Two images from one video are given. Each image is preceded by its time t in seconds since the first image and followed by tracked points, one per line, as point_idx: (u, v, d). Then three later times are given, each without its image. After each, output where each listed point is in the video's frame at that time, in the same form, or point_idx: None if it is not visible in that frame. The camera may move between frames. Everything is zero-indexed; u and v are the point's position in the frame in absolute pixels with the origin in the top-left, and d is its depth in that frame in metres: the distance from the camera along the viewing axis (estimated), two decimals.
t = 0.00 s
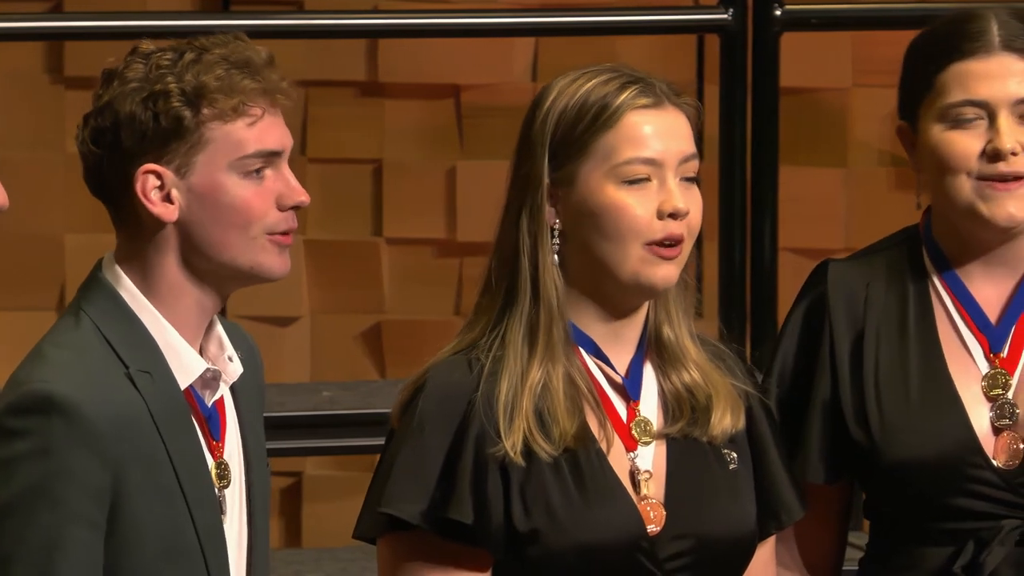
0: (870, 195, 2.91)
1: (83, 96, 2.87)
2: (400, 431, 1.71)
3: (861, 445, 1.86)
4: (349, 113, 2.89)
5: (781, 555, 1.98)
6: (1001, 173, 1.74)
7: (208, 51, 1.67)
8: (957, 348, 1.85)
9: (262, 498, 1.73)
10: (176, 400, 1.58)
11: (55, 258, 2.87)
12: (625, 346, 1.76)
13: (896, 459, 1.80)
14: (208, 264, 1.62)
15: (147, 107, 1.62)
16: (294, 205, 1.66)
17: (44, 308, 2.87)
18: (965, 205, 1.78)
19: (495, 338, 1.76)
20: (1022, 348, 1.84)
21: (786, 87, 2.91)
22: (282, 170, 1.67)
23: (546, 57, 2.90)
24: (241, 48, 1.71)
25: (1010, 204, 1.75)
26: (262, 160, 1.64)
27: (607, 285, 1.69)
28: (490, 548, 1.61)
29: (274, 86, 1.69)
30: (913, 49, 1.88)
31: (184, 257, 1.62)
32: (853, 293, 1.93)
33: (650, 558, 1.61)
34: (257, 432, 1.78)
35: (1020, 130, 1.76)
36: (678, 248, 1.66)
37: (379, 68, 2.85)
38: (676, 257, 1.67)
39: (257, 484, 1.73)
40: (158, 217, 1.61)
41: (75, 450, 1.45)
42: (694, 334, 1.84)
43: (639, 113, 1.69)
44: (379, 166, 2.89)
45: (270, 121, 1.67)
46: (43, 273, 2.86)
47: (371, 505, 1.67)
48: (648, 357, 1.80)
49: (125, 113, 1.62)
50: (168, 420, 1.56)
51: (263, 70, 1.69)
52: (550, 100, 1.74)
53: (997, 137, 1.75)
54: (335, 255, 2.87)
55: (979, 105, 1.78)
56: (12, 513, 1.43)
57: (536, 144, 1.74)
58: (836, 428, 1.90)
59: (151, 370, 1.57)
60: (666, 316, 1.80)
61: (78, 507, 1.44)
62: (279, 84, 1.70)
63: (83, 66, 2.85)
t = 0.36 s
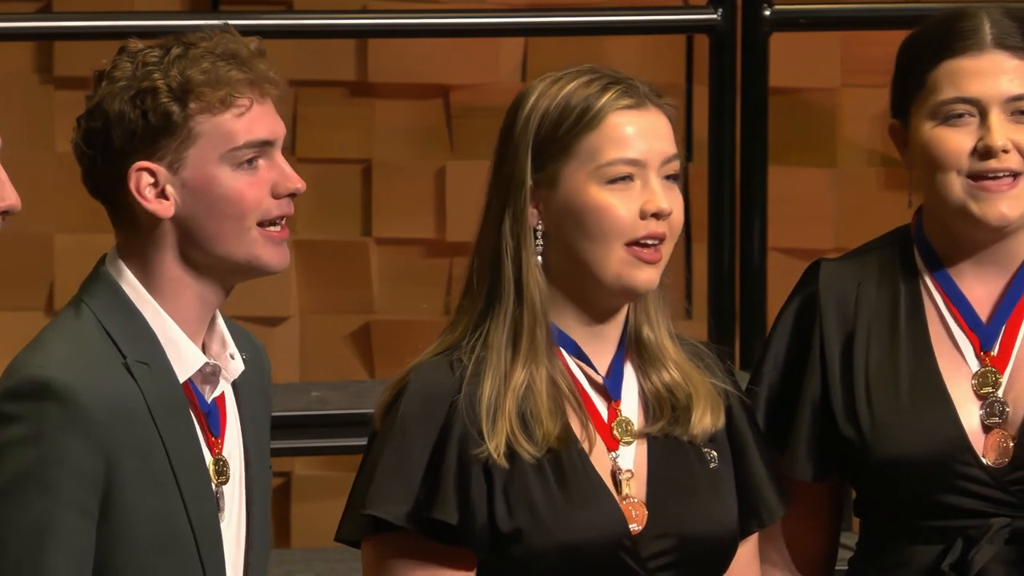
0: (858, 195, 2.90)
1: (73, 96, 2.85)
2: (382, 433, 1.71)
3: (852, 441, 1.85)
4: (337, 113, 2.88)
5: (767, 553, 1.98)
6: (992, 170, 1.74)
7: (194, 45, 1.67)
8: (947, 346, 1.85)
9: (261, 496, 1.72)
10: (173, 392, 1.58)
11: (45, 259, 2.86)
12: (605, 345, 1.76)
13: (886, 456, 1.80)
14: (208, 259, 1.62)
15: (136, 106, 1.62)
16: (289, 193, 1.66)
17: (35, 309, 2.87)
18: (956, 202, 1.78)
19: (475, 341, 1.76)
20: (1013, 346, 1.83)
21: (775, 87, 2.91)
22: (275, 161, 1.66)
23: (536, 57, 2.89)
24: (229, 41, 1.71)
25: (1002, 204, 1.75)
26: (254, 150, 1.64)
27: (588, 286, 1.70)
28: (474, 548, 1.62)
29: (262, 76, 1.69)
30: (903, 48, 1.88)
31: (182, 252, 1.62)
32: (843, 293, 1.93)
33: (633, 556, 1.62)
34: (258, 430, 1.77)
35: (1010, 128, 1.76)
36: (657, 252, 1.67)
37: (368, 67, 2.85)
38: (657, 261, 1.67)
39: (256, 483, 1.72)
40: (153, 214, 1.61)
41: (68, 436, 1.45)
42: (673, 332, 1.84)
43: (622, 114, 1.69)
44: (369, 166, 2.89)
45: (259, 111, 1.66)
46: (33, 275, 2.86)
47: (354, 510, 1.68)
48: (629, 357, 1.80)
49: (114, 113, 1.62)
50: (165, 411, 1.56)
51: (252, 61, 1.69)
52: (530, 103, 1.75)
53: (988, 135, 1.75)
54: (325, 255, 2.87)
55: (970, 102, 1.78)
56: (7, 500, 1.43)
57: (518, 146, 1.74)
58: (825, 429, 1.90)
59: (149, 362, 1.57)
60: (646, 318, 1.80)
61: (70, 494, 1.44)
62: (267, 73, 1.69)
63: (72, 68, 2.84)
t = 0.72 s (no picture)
0: (847, 195, 2.91)
1: (62, 97, 2.83)
2: (367, 436, 1.71)
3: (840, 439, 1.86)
4: (324, 112, 2.88)
5: (753, 553, 1.98)
6: (985, 171, 1.74)
7: (203, 41, 1.67)
8: (938, 347, 1.85)
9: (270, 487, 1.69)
10: (173, 382, 1.58)
11: (36, 259, 2.85)
12: (591, 343, 1.76)
13: (875, 455, 1.81)
14: (209, 254, 1.62)
15: (140, 99, 1.63)
16: (290, 191, 1.65)
17: (25, 309, 2.86)
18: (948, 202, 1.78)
19: (461, 343, 1.76)
20: (1004, 348, 1.83)
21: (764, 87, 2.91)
22: (277, 159, 1.66)
23: (525, 57, 2.89)
24: (240, 39, 1.71)
25: (995, 202, 1.75)
26: (255, 147, 1.64)
27: (567, 285, 1.70)
28: (461, 549, 1.62)
29: (269, 75, 1.68)
30: (898, 49, 1.89)
31: (183, 247, 1.62)
32: (835, 293, 1.93)
33: (620, 556, 1.62)
34: (268, 429, 1.74)
35: (1002, 128, 1.76)
36: (635, 251, 1.66)
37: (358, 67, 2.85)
38: (635, 260, 1.66)
39: (266, 479, 1.69)
40: (153, 207, 1.62)
41: (60, 424, 1.45)
42: (661, 333, 1.84)
43: (595, 114, 1.69)
44: (358, 166, 2.88)
45: (261, 109, 1.65)
46: (23, 274, 2.84)
47: (341, 510, 1.67)
48: (615, 357, 1.80)
49: (120, 105, 1.64)
50: (163, 403, 1.56)
51: (260, 60, 1.69)
52: (508, 102, 1.75)
53: (980, 135, 1.75)
54: (315, 255, 2.86)
55: (963, 103, 1.78)
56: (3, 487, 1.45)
57: (495, 149, 1.74)
58: (814, 427, 1.91)
59: (148, 352, 1.57)
60: (633, 316, 1.80)
61: (62, 481, 1.44)
62: (274, 73, 1.68)
63: (61, 67, 2.82)
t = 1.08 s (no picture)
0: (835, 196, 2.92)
1: (51, 97, 2.82)
2: (361, 437, 1.71)
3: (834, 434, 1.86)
4: (316, 113, 2.87)
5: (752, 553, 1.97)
6: (979, 171, 1.75)
7: (199, 30, 1.69)
8: (937, 344, 1.85)
9: (281, 484, 1.70)
10: (175, 372, 1.59)
11: (25, 260, 2.82)
12: (588, 345, 1.76)
13: (871, 444, 1.81)
14: (191, 240, 1.62)
15: (130, 83, 1.66)
16: (268, 181, 1.63)
17: (13, 310, 2.82)
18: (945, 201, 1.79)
19: (455, 343, 1.76)
20: (1003, 347, 1.83)
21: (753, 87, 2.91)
22: (259, 148, 1.65)
23: (514, 56, 2.89)
24: (235, 29, 1.71)
25: (990, 198, 1.76)
26: (237, 136, 1.63)
27: (562, 286, 1.70)
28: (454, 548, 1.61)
29: (256, 64, 1.68)
30: (901, 49, 1.89)
31: (173, 235, 1.63)
32: (837, 286, 1.94)
33: (615, 555, 1.62)
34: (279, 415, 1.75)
35: (996, 127, 1.76)
36: (631, 252, 1.66)
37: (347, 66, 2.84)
38: (631, 262, 1.66)
39: (277, 470, 1.70)
40: (137, 192, 1.64)
41: (57, 413, 1.46)
42: (658, 332, 1.85)
43: (591, 116, 1.69)
44: (347, 166, 2.88)
45: (244, 98, 1.65)
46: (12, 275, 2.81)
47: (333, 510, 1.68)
48: (611, 357, 1.80)
49: (114, 90, 1.68)
50: (164, 393, 1.56)
51: (255, 50, 1.69)
52: (505, 103, 1.75)
53: (973, 135, 1.75)
54: (305, 255, 2.86)
55: (955, 103, 1.79)
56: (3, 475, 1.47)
57: (492, 148, 1.75)
58: (809, 414, 1.92)
59: (149, 343, 1.58)
60: (628, 316, 1.81)
61: (60, 470, 1.45)
62: (262, 62, 1.68)
63: (49, 67, 2.80)
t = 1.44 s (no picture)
0: (824, 196, 2.93)
1: (38, 97, 2.80)
2: (362, 436, 1.73)
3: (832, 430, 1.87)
4: (305, 112, 2.86)
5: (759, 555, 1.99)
6: (980, 172, 1.75)
7: (187, 29, 1.70)
8: (938, 345, 1.86)
9: (275, 484, 1.69)
10: (163, 370, 1.60)
11: (14, 260, 2.81)
12: (588, 344, 1.76)
13: (867, 441, 1.82)
14: (195, 240, 1.64)
15: (124, 86, 1.67)
16: (274, 177, 1.66)
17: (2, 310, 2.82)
18: (948, 202, 1.80)
19: (453, 343, 1.77)
20: (1004, 350, 1.83)
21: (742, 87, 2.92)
22: (261, 143, 1.67)
23: (504, 56, 2.88)
24: (223, 26, 1.73)
25: (994, 200, 1.76)
26: (238, 133, 1.66)
27: (558, 282, 1.70)
28: (453, 547, 1.62)
29: (251, 61, 1.70)
30: (912, 51, 1.89)
31: (173, 236, 1.65)
32: (841, 282, 1.95)
33: (613, 553, 1.62)
34: (272, 413, 1.74)
35: (998, 128, 1.77)
36: (628, 252, 1.67)
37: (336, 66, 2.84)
38: (628, 260, 1.66)
39: (268, 466, 1.69)
40: (138, 195, 1.65)
41: (44, 413, 1.49)
42: (660, 332, 1.85)
43: (586, 114, 1.69)
44: (336, 166, 2.86)
45: (243, 95, 1.67)
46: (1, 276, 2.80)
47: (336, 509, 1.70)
48: (612, 356, 1.81)
49: (105, 94, 1.68)
50: (152, 391, 1.58)
51: (245, 47, 1.71)
52: (502, 103, 1.76)
53: (974, 136, 1.76)
54: (294, 256, 2.85)
55: (958, 104, 1.79)
56: None
57: (489, 148, 1.75)
58: (809, 410, 1.92)
59: (137, 342, 1.59)
60: (629, 316, 1.81)
61: (47, 468, 1.48)
62: (255, 58, 1.70)
63: (37, 66, 2.78)
